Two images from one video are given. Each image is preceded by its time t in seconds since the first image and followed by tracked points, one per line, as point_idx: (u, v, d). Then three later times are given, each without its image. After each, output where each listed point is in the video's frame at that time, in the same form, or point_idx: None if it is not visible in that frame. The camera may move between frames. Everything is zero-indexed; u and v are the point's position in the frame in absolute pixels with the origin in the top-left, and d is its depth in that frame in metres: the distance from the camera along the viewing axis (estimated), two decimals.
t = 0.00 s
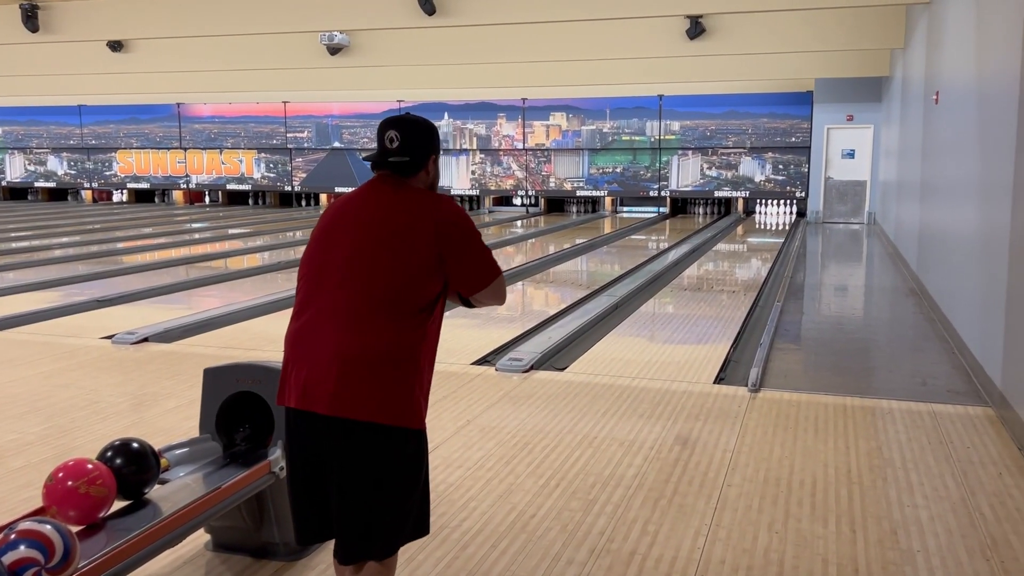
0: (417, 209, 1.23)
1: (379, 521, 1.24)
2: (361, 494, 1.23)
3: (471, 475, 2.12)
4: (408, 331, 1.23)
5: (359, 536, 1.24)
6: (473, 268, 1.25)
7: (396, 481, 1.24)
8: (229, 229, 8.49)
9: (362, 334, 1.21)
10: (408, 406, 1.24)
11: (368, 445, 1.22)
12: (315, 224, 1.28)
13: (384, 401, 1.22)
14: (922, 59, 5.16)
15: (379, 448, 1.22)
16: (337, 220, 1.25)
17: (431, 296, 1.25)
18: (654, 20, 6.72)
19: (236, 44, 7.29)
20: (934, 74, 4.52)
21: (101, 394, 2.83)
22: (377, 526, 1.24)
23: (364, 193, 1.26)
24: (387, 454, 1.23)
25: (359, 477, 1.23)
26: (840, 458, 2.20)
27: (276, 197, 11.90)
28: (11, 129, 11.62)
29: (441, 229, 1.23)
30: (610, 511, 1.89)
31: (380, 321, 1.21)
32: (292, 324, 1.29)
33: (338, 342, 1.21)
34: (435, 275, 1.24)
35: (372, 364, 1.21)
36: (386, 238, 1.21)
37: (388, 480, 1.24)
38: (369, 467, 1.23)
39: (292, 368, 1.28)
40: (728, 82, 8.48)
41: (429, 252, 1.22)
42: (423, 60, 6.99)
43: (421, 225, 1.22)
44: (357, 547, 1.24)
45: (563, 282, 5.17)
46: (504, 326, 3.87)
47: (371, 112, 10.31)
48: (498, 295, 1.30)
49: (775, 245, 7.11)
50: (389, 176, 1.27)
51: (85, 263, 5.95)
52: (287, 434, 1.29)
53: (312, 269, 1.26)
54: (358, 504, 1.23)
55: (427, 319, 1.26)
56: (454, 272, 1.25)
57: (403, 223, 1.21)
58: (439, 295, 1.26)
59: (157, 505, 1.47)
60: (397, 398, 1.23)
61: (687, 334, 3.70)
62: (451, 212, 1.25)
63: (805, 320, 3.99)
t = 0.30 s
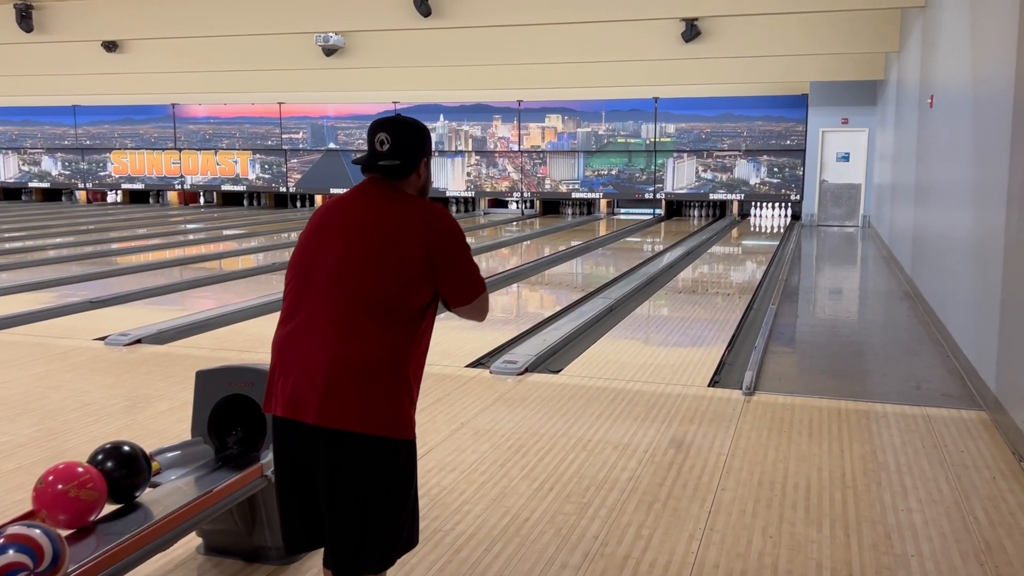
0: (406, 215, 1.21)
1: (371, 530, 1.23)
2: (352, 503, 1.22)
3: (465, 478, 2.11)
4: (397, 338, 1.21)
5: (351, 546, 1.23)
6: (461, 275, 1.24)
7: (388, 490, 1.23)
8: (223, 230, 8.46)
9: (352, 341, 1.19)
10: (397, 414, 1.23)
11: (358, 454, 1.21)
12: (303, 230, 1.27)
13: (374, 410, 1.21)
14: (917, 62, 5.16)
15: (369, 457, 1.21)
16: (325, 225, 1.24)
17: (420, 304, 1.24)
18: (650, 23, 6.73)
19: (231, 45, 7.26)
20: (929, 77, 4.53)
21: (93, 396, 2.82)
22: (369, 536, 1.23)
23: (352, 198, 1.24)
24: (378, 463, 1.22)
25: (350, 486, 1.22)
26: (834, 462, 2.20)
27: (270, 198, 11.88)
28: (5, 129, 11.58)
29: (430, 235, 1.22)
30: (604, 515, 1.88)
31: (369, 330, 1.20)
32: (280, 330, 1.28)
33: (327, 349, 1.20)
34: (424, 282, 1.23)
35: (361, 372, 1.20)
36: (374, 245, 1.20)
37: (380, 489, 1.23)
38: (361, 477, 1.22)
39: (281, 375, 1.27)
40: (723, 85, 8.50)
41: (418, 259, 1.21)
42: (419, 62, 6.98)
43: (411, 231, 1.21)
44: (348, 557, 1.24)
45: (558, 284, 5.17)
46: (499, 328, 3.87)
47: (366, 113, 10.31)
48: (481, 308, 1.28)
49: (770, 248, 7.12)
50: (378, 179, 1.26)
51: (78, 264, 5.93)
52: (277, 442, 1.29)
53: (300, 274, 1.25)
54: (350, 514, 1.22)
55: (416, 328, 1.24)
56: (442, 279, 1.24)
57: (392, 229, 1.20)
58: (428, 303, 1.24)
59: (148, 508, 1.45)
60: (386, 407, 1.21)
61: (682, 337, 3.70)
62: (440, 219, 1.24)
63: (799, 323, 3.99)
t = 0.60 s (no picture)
0: (398, 227, 1.18)
1: (368, 537, 1.22)
2: (347, 509, 1.22)
3: (464, 480, 2.10)
4: (388, 350, 1.19)
5: (347, 552, 1.22)
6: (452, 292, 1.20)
7: (382, 497, 1.22)
8: (222, 231, 8.45)
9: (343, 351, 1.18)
10: (388, 426, 1.21)
11: (350, 462, 1.20)
12: (297, 232, 1.25)
13: (363, 420, 1.19)
14: (917, 66, 5.16)
15: (363, 465, 1.20)
16: (320, 229, 1.22)
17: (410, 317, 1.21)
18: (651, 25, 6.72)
19: (230, 46, 7.25)
20: (929, 79, 4.53)
21: (93, 397, 2.81)
22: (366, 542, 1.22)
23: (347, 204, 1.22)
24: (372, 471, 1.21)
25: (345, 494, 1.21)
26: (835, 465, 2.19)
27: (270, 199, 11.88)
28: (4, 129, 11.58)
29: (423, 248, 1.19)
30: (604, 518, 1.88)
31: (359, 340, 1.18)
32: (273, 333, 1.27)
33: (319, 357, 1.19)
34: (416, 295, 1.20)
35: (351, 382, 1.19)
36: (367, 254, 1.17)
37: (376, 495, 1.22)
38: (355, 483, 1.21)
39: (275, 379, 1.27)
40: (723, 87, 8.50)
41: (410, 272, 1.18)
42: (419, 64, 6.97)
43: (403, 242, 1.18)
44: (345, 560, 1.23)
45: (557, 286, 5.17)
46: (498, 330, 3.86)
47: (366, 115, 10.31)
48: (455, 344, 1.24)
49: (770, 250, 7.12)
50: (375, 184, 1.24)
51: (77, 264, 5.92)
52: (273, 448, 1.28)
53: (293, 280, 1.24)
54: (346, 519, 1.22)
55: (407, 340, 1.22)
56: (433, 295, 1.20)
57: (384, 240, 1.18)
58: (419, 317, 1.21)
59: (147, 510, 1.45)
60: (376, 418, 1.20)
61: (682, 339, 3.70)
62: (435, 231, 1.21)
63: (799, 326, 3.99)
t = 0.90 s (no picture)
0: (389, 231, 1.16)
1: (367, 540, 1.22)
2: (346, 513, 1.22)
3: (466, 482, 2.10)
4: (381, 357, 1.18)
5: (347, 556, 1.22)
6: (444, 298, 1.16)
7: (382, 501, 1.22)
8: (224, 233, 8.45)
9: (337, 357, 1.18)
10: (382, 432, 1.20)
11: (347, 467, 1.20)
12: (293, 236, 1.24)
13: (358, 426, 1.19)
14: (920, 69, 5.15)
15: (360, 470, 1.20)
16: (314, 234, 1.21)
17: (403, 322, 1.19)
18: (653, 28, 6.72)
19: (232, 47, 7.25)
20: (933, 83, 4.52)
21: (94, 398, 2.81)
22: (364, 545, 1.22)
23: (341, 206, 1.20)
24: (370, 476, 1.21)
25: (345, 499, 1.21)
26: (837, 469, 2.19)
27: (272, 201, 11.90)
28: (7, 130, 11.60)
29: (414, 252, 1.16)
30: (607, 521, 1.88)
31: (353, 346, 1.17)
32: (272, 336, 1.27)
33: (316, 361, 1.19)
34: (408, 300, 1.17)
35: (346, 389, 1.19)
36: (359, 260, 1.16)
37: (375, 498, 1.21)
38: (354, 488, 1.21)
39: (275, 380, 1.27)
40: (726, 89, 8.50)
41: (401, 277, 1.16)
42: (421, 66, 6.97)
43: (395, 247, 1.16)
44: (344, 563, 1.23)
45: (559, 288, 5.18)
46: (500, 332, 3.86)
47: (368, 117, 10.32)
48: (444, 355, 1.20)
49: (772, 253, 7.12)
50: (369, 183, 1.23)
51: (79, 265, 5.92)
52: (273, 452, 1.28)
53: (289, 284, 1.23)
54: (345, 522, 1.22)
55: (401, 345, 1.20)
56: (425, 301, 1.17)
57: (376, 245, 1.16)
58: (412, 323, 1.19)
59: (149, 512, 1.45)
60: (371, 424, 1.19)
61: (684, 342, 3.70)
62: (429, 234, 1.18)
63: (801, 328, 3.98)
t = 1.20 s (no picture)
0: (389, 235, 1.16)
1: (368, 541, 1.22)
2: (348, 516, 1.22)
3: (468, 485, 2.10)
4: (381, 360, 1.19)
5: (349, 558, 1.22)
6: (444, 301, 1.16)
7: (384, 505, 1.22)
8: (226, 235, 8.45)
9: (337, 360, 1.18)
10: (382, 435, 1.20)
11: (347, 470, 1.20)
12: (293, 240, 1.24)
13: (358, 429, 1.19)
14: (922, 72, 5.16)
15: (360, 473, 1.20)
16: (314, 239, 1.21)
17: (403, 325, 1.19)
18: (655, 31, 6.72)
19: (235, 50, 7.26)
20: (934, 87, 4.52)
21: (96, 400, 2.82)
22: (366, 546, 1.22)
23: (340, 210, 1.20)
24: (370, 478, 1.21)
25: (347, 502, 1.21)
26: (839, 472, 2.19)
27: (274, 203, 11.91)
28: (9, 132, 11.61)
29: (414, 256, 1.16)
30: (608, 524, 1.88)
31: (352, 350, 1.18)
32: (272, 340, 1.27)
33: (317, 364, 1.19)
34: (407, 304, 1.17)
35: (346, 392, 1.19)
36: (358, 264, 1.16)
37: (375, 500, 1.21)
38: (355, 491, 1.21)
39: (276, 384, 1.27)
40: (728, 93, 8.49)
41: (401, 281, 1.16)
42: (423, 69, 6.97)
43: (394, 251, 1.16)
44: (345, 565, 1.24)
45: (561, 291, 5.17)
46: (502, 335, 3.86)
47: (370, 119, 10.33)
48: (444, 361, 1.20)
49: (774, 256, 7.11)
50: (369, 186, 1.23)
51: (81, 267, 5.93)
52: (274, 456, 1.28)
53: (290, 287, 1.23)
54: (346, 524, 1.22)
55: (401, 348, 1.20)
56: (424, 305, 1.17)
57: (375, 249, 1.16)
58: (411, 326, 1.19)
59: (151, 514, 1.45)
60: (371, 427, 1.20)
61: (686, 345, 3.70)
62: (429, 237, 1.18)
63: (803, 332, 3.98)
